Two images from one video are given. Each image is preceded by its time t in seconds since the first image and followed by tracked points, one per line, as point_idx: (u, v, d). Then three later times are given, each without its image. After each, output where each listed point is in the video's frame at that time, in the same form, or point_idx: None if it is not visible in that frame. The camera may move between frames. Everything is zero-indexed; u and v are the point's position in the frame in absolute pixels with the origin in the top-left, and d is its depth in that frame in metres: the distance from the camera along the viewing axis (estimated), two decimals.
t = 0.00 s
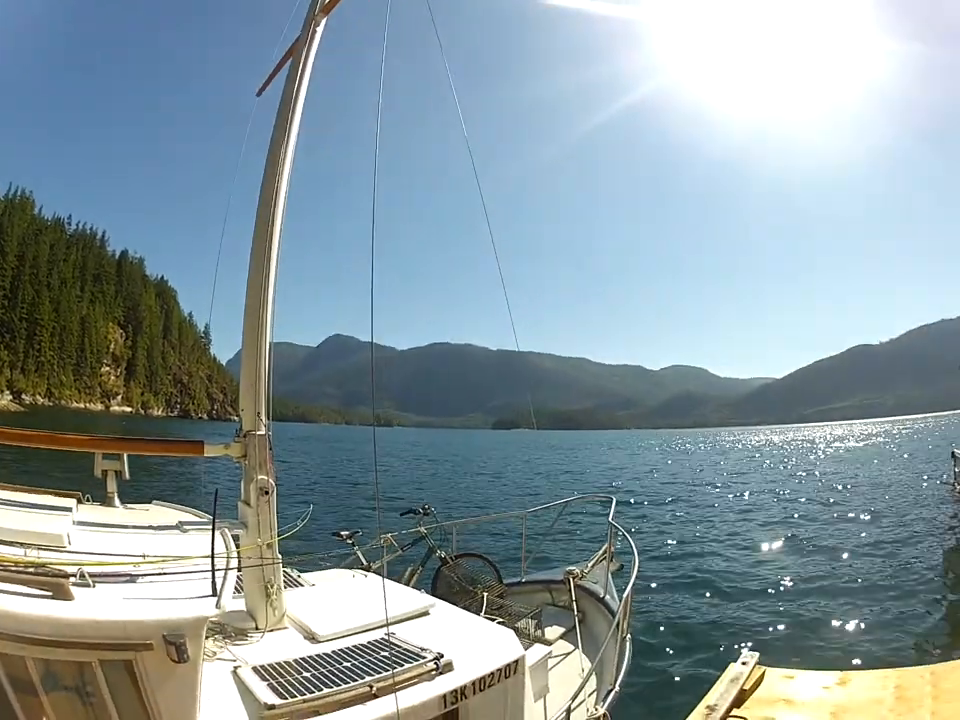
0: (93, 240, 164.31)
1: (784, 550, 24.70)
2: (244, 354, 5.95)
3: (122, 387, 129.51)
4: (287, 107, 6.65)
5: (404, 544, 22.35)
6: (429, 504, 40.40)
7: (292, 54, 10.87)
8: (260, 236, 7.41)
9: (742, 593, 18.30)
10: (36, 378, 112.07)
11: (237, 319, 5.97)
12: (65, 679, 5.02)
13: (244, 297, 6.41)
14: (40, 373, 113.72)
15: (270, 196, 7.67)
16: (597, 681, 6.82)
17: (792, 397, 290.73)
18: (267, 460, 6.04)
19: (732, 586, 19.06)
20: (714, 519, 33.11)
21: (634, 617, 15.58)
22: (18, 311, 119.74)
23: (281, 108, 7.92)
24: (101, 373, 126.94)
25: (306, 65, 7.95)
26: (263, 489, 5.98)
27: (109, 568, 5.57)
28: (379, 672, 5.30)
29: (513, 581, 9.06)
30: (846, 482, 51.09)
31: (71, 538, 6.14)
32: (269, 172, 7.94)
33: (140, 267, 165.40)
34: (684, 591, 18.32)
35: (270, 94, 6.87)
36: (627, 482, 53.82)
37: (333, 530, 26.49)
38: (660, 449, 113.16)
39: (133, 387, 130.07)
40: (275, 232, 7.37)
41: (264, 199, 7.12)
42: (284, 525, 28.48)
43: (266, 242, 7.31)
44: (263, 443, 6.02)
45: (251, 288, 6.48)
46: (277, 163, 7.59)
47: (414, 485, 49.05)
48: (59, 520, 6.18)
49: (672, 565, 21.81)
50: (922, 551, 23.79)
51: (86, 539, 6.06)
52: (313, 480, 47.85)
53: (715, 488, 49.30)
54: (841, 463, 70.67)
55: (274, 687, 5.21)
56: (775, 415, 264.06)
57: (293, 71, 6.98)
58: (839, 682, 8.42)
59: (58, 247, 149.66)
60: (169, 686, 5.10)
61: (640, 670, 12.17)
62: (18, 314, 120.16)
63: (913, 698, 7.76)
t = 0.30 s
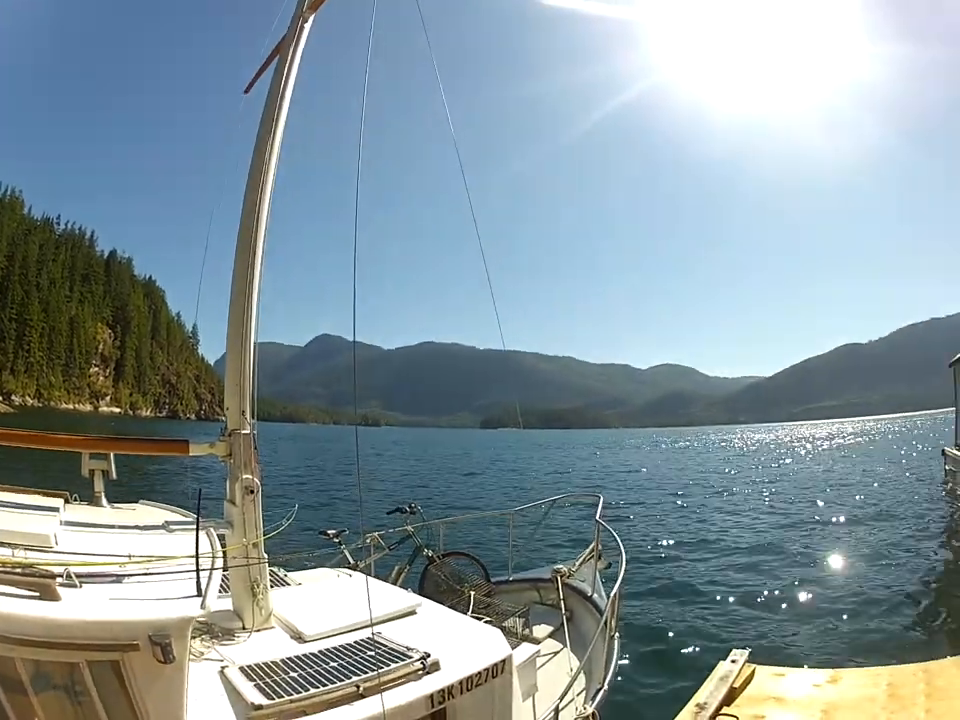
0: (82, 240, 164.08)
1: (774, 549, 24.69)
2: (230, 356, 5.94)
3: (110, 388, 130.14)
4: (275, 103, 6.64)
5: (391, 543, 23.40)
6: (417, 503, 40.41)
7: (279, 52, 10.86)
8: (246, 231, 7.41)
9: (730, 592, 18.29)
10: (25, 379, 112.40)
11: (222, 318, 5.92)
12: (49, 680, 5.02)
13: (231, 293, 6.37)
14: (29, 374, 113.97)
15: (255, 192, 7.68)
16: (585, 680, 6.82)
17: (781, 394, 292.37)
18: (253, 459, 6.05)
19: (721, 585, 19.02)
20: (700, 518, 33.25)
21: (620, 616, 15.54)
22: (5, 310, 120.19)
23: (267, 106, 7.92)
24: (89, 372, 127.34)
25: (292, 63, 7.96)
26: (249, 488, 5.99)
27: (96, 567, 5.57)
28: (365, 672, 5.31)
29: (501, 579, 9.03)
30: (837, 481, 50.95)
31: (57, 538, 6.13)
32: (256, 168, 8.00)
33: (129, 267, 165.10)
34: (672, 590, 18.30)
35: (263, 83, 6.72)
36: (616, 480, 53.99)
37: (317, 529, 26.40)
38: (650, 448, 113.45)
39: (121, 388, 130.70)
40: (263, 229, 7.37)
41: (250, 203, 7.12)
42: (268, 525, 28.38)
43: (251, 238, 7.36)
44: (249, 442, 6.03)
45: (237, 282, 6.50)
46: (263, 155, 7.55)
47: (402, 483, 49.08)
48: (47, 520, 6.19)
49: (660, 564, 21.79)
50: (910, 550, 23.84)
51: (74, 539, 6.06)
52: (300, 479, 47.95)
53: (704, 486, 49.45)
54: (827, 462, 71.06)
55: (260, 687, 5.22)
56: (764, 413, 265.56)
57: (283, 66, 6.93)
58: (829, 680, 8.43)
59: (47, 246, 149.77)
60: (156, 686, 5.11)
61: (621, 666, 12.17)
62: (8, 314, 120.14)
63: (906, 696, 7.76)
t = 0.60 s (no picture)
0: (77, 244, 163.95)
1: (775, 548, 24.52)
2: (223, 358, 5.95)
3: (106, 391, 130.46)
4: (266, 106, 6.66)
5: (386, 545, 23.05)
6: (412, 504, 40.29)
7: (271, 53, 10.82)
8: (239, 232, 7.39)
9: (732, 592, 18.16)
10: (21, 382, 112.65)
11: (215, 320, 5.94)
12: (47, 683, 5.05)
13: (224, 295, 6.38)
14: (26, 377, 114.15)
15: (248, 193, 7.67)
16: (582, 679, 6.82)
17: (777, 392, 293.24)
18: (247, 462, 6.06)
19: (721, 585, 18.89)
20: (698, 517, 33.14)
21: (616, 615, 15.51)
22: None
23: (259, 108, 7.90)
24: (85, 376, 127.71)
25: (283, 65, 7.93)
26: (243, 490, 6.00)
27: (91, 571, 5.58)
28: (361, 673, 5.31)
29: (497, 580, 9.01)
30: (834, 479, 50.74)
31: (54, 541, 6.15)
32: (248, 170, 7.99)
33: (124, 270, 165.16)
34: (672, 590, 18.17)
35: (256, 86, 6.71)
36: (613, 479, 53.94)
37: (312, 532, 26.34)
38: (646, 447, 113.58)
39: (118, 391, 130.92)
40: (255, 229, 7.37)
41: (241, 206, 7.08)
42: (261, 528, 28.29)
43: (244, 239, 7.34)
44: (243, 444, 6.04)
45: (231, 284, 6.51)
46: (255, 157, 7.55)
47: (399, 484, 48.99)
48: (43, 523, 6.20)
49: (658, 564, 21.68)
50: (913, 548, 23.69)
51: (70, 542, 6.07)
52: (296, 481, 47.82)
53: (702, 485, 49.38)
54: (824, 459, 71.00)
55: (257, 689, 5.23)
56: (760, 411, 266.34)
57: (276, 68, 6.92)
58: (827, 678, 8.43)
59: (42, 249, 149.54)
60: (153, 687, 5.12)
61: (616, 667, 12.14)
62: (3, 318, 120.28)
63: (904, 694, 7.77)
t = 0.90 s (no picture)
0: (75, 242, 163.85)
1: (778, 544, 24.47)
2: (218, 354, 5.97)
3: (104, 389, 130.96)
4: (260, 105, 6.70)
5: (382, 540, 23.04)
6: (410, 501, 40.20)
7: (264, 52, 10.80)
8: (233, 232, 7.42)
9: (735, 588, 18.11)
10: (19, 381, 113.12)
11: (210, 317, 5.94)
12: (47, 680, 5.09)
13: (220, 291, 6.40)
14: (23, 376, 114.54)
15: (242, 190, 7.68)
16: (577, 674, 6.83)
17: (777, 387, 293.30)
18: (242, 458, 6.06)
19: (724, 581, 18.82)
20: (700, 513, 33.08)
21: (613, 611, 15.47)
22: None
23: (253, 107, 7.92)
24: (83, 374, 128.15)
25: (276, 63, 7.95)
26: (238, 486, 6.00)
27: (87, 566, 5.61)
28: (355, 668, 5.35)
29: (492, 575, 9.02)
30: (832, 474, 50.63)
31: (52, 537, 6.19)
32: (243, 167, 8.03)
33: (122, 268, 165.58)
34: (675, 587, 18.11)
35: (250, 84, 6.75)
36: (613, 476, 53.79)
37: (308, 528, 26.29)
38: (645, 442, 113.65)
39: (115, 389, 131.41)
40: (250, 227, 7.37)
41: (234, 204, 7.10)
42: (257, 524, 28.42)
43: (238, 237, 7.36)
44: (237, 440, 6.05)
45: (227, 280, 6.52)
46: (249, 151, 7.55)
47: (397, 482, 48.93)
48: (40, 520, 6.22)
49: (660, 560, 21.60)
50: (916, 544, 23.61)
51: (67, 539, 6.10)
52: (294, 478, 47.77)
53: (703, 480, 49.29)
54: (824, 455, 70.81)
55: (252, 684, 5.26)
56: (759, 406, 266.55)
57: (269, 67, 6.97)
58: (824, 673, 8.42)
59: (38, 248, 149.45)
60: (149, 681, 5.15)
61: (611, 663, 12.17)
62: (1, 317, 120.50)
63: (902, 690, 7.77)
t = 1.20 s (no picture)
0: (77, 245, 163.80)
1: (791, 540, 24.31)
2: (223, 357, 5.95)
3: (110, 392, 131.23)
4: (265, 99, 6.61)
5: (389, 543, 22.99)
6: (417, 501, 40.13)
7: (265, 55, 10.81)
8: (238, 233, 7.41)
9: (748, 586, 17.99)
10: (25, 385, 113.26)
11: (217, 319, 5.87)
12: (59, 684, 5.09)
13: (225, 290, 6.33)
14: (29, 380, 114.70)
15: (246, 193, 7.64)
16: (585, 672, 6.83)
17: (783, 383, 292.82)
18: (250, 459, 6.05)
19: (732, 578, 18.77)
20: (709, 509, 33.02)
21: (622, 609, 15.39)
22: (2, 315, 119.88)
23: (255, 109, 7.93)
24: (88, 376, 128.01)
25: (279, 68, 7.88)
26: (246, 487, 6.00)
27: (97, 567, 5.62)
28: (364, 667, 5.35)
29: (500, 575, 9.01)
30: (838, 471, 50.48)
31: (60, 539, 6.18)
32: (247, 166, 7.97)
33: (127, 270, 165.90)
34: (684, 584, 18.07)
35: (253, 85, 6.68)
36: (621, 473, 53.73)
37: (316, 528, 26.25)
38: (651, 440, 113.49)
39: (120, 391, 131.72)
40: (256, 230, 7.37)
41: (239, 206, 7.11)
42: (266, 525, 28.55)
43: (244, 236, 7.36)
44: (245, 442, 6.03)
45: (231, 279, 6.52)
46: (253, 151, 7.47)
47: (403, 481, 48.82)
48: (49, 522, 6.22)
49: (671, 558, 21.50)
50: (930, 540, 23.43)
51: (76, 541, 6.10)
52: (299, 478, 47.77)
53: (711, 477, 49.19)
54: (832, 451, 70.56)
55: (262, 682, 5.27)
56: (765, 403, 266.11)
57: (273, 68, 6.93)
58: (831, 670, 8.42)
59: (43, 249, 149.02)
60: (159, 681, 5.17)
61: (619, 661, 12.15)
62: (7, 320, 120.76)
63: (909, 686, 7.77)
